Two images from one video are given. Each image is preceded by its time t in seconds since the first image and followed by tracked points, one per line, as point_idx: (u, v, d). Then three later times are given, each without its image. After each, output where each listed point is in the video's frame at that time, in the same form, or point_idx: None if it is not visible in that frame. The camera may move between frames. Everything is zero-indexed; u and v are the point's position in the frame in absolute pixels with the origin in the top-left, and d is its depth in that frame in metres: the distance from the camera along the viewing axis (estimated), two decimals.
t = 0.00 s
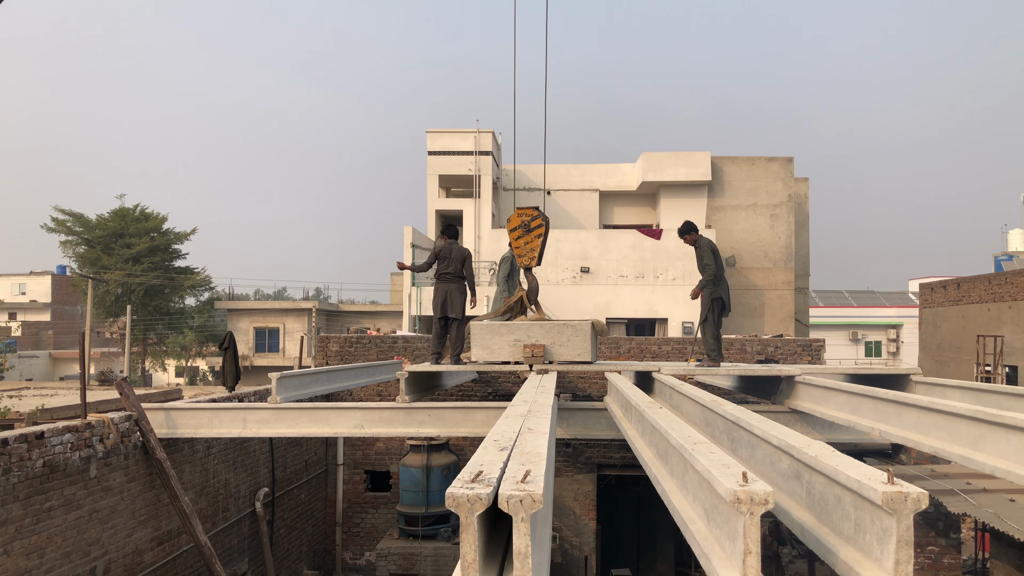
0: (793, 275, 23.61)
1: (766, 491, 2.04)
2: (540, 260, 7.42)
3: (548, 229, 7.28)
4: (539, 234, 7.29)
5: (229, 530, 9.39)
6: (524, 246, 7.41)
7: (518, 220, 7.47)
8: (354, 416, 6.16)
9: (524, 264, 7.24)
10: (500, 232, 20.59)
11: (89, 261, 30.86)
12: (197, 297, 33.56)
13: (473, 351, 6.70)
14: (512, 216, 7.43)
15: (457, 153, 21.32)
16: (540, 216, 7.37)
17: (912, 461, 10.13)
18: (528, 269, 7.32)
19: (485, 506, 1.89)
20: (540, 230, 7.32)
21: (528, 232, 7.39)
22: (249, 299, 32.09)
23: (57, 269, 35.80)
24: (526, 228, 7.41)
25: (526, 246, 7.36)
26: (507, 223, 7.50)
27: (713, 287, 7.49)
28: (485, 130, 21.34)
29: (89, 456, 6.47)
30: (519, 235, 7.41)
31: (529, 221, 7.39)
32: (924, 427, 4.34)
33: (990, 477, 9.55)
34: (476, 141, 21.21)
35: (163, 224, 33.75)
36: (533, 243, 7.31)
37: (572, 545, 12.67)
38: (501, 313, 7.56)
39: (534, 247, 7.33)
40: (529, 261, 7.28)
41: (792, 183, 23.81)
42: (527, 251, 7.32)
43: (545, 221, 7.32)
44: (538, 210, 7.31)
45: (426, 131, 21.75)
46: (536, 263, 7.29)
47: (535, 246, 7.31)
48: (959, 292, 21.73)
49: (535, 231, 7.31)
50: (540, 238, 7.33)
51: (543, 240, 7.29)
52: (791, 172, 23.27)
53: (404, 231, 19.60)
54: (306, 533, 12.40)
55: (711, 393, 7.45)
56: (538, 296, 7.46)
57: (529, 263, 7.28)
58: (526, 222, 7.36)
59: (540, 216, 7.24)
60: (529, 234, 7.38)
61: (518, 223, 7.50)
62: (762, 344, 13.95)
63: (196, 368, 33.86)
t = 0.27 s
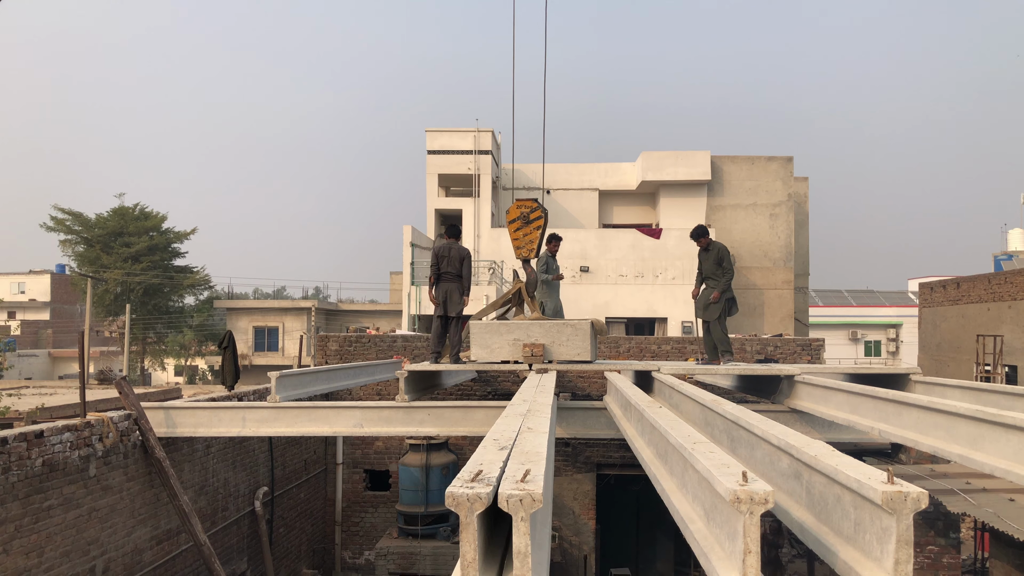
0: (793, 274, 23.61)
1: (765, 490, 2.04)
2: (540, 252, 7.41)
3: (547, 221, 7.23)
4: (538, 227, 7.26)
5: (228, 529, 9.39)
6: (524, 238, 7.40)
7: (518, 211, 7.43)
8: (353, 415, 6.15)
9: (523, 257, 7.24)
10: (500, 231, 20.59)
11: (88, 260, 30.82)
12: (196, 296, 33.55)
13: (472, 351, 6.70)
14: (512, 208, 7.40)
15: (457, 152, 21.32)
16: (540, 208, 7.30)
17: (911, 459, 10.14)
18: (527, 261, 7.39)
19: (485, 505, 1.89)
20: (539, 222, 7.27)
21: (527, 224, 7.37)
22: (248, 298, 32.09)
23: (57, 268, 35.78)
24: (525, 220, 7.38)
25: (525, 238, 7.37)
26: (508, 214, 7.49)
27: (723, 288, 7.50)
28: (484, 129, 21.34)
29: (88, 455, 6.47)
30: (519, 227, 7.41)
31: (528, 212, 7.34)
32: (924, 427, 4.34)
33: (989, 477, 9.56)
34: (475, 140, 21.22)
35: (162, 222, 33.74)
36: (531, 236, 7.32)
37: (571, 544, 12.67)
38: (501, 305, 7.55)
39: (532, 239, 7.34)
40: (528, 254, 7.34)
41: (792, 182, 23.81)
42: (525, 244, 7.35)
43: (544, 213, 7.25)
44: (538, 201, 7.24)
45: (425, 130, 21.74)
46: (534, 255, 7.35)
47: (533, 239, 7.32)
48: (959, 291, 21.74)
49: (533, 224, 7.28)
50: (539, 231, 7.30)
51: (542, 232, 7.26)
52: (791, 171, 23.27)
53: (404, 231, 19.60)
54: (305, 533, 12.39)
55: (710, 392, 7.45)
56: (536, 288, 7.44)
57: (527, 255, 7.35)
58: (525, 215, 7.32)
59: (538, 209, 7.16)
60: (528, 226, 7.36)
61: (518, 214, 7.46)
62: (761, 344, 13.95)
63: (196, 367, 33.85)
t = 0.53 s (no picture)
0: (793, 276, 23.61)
1: (766, 493, 2.04)
2: (538, 246, 7.41)
3: (546, 213, 7.27)
4: (537, 219, 7.28)
5: (229, 531, 9.39)
6: (522, 231, 7.39)
7: (517, 204, 7.44)
8: (354, 417, 6.15)
9: (522, 248, 7.22)
10: (501, 234, 20.61)
11: (89, 261, 30.85)
12: (197, 298, 33.56)
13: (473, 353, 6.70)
14: (511, 201, 7.41)
15: (457, 154, 21.33)
16: (539, 201, 7.34)
17: (912, 462, 10.14)
18: (526, 255, 7.35)
19: (486, 507, 1.89)
20: (538, 215, 7.30)
21: (526, 217, 7.38)
22: (249, 300, 32.10)
23: (58, 270, 35.79)
24: (523, 213, 7.39)
25: (524, 231, 7.35)
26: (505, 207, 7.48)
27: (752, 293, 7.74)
28: (485, 131, 21.36)
29: (89, 457, 6.48)
30: (517, 220, 7.39)
31: (527, 205, 7.37)
32: (925, 429, 4.34)
33: (990, 479, 9.55)
34: (476, 142, 21.24)
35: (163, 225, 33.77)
36: (530, 228, 7.31)
37: (572, 547, 12.66)
38: (502, 301, 7.53)
39: (531, 232, 7.33)
40: (527, 247, 7.31)
41: (792, 184, 23.82)
42: (524, 237, 7.33)
43: (543, 206, 7.30)
44: (537, 195, 7.31)
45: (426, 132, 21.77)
46: (533, 249, 7.32)
47: (533, 231, 7.30)
48: (960, 294, 21.73)
49: (532, 216, 7.29)
50: (538, 224, 7.32)
51: (541, 225, 7.28)
52: (791, 173, 23.28)
53: (405, 233, 19.61)
54: (306, 535, 12.39)
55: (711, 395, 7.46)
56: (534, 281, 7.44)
57: (526, 249, 7.32)
58: (524, 207, 7.34)
59: (538, 201, 7.22)
60: (527, 219, 7.36)
61: (516, 208, 7.48)
62: (762, 346, 13.95)
63: (197, 369, 33.88)
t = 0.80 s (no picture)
0: (790, 281, 23.66)
1: (760, 497, 2.06)
2: (532, 239, 7.38)
3: (538, 207, 7.23)
4: (529, 213, 7.25)
5: (224, 534, 9.37)
6: (516, 225, 7.38)
7: (511, 198, 7.45)
8: (350, 421, 6.15)
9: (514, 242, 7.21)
10: (498, 237, 20.63)
11: (86, 264, 30.81)
12: (194, 301, 33.52)
13: (470, 356, 6.70)
14: (504, 196, 7.43)
15: (455, 158, 21.36)
16: (531, 194, 7.32)
17: (907, 467, 10.16)
18: (520, 248, 7.32)
19: (482, 511, 1.90)
20: (530, 208, 7.28)
21: (519, 211, 7.36)
22: (245, 303, 32.08)
23: (54, 273, 35.73)
24: (517, 207, 7.38)
25: (517, 225, 7.34)
26: (500, 203, 7.50)
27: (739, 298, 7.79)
28: (482, 135, 21.40)
29: (84, 460, 6.46)
30: (511, 214, 7.39)
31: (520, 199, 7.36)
32: (920, 434, 4.36)
33: (985, 484, 9.58)
34: (473, 146, 21.28)
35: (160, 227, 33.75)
36: (523, 222, 7.29)
37: (568, 551, 12.66)
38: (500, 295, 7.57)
39: (524, 226, 7.32)
40: (520, 241, 7.29)
41: (789, 189, 23.88)
42: (517, 231, 7.31)
43: (535, 199, 7.27)
44: (529, 188, 7.28)
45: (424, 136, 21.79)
46: (527, 243, 7.29)
47: (525, 225, 7.28)
48: (955, 299, 21.80)
49: (525, 210, 7.28)
50: (531, 217, 7.29)
51: (533, 218, 7.25)
52: (788, 179, 23.35)
53: (402, 236, 19.63)
54: (302, 538, 12.37)
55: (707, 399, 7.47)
56: (529, 274, 7.45)
57: (519, 243, 7.30)
58: (517, 201, 7.33)
59: (529, 195, 7.21)
60: (520, 213, 7.35)
61: (510, 202, 7.48)
62: (759, 350, 13.97)
63: (193, 372, 33.83)
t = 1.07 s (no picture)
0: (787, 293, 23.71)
1: (757, 509, 2.07)
2: (528, 243, 7.35)
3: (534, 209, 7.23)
4: (524, 216, 7.24)
5: (220, 548, 9.31)
6: (511, 228, 7.35)
7: (506, 201, 7.42)
8: (347, 434, 6.14)
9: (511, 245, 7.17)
10: (495, 249, 20.68)
11: (83, 277, 30.83)
12: (191, 313, 33.47)
13: (467, 369, 6.70)
14: (499, 199, 7.38)
15: (452, 170, 21.43)
16: (525, 196, 7.30)
17: (905, 479, 10.15)
18: (516, 252, 7.30)
19: (478, 524, 1.91)
20: (525, 211, 7.26)
21: (514, 214, 7.34)
22: (243, 315, 32.04)
23: (51, 286, 35.68)
24: (512, 210, 7.35)
25: (513, 228, 7.32)
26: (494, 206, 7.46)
27: (731, 320, 7.72)
28: (480, 148, 21.48)
29: (80, 474, 6.44)
30: (506, 218, 7.36)
31: (514, 202, 7.34)
32: (916, 446, 4.38)
33: (983, 496, 9.57)
34: (471, 158, 21.35)
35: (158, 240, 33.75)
36: (519, 225, 7.27)
37: (566, 564, 12.61)
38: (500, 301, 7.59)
39: (520, 229, 7.29)
40: (516, 244, 7.27)
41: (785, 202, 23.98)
42: (513, 234, 7.29)
43: (531, 202, 7.26)
44: (524, 191, 7.28)
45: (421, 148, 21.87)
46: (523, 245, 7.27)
47: (521, 228, 7.26)
48: (952, 310, 21.86)
49: (520, 213, 7.26)
50: (526, 220, 7.28)
51: (529, 221, 7.24)
52: (784, 191, 23.45)
53: (399, 248, 19.66)
54: (298, 552, 12.30)
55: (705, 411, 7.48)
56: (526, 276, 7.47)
57: (515, 246, 7.28)
58: (512, 204, 7.31)
59: (525, 199, 7.23)
60: (515, 216, 7.32)
61: (505, 206, 7.45)
62: (756, 362, 13.98)
63: (190, 385, 33.71)
